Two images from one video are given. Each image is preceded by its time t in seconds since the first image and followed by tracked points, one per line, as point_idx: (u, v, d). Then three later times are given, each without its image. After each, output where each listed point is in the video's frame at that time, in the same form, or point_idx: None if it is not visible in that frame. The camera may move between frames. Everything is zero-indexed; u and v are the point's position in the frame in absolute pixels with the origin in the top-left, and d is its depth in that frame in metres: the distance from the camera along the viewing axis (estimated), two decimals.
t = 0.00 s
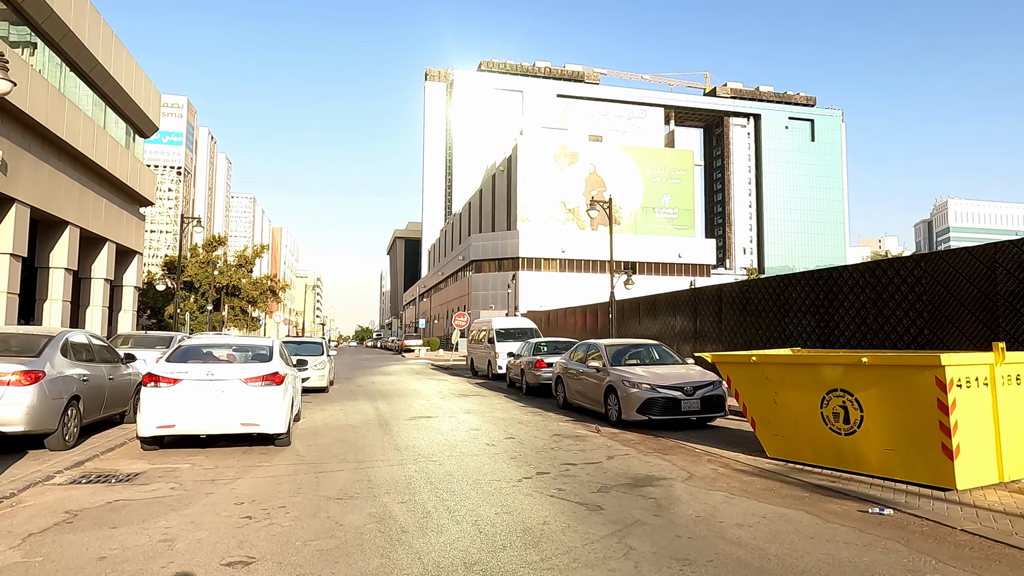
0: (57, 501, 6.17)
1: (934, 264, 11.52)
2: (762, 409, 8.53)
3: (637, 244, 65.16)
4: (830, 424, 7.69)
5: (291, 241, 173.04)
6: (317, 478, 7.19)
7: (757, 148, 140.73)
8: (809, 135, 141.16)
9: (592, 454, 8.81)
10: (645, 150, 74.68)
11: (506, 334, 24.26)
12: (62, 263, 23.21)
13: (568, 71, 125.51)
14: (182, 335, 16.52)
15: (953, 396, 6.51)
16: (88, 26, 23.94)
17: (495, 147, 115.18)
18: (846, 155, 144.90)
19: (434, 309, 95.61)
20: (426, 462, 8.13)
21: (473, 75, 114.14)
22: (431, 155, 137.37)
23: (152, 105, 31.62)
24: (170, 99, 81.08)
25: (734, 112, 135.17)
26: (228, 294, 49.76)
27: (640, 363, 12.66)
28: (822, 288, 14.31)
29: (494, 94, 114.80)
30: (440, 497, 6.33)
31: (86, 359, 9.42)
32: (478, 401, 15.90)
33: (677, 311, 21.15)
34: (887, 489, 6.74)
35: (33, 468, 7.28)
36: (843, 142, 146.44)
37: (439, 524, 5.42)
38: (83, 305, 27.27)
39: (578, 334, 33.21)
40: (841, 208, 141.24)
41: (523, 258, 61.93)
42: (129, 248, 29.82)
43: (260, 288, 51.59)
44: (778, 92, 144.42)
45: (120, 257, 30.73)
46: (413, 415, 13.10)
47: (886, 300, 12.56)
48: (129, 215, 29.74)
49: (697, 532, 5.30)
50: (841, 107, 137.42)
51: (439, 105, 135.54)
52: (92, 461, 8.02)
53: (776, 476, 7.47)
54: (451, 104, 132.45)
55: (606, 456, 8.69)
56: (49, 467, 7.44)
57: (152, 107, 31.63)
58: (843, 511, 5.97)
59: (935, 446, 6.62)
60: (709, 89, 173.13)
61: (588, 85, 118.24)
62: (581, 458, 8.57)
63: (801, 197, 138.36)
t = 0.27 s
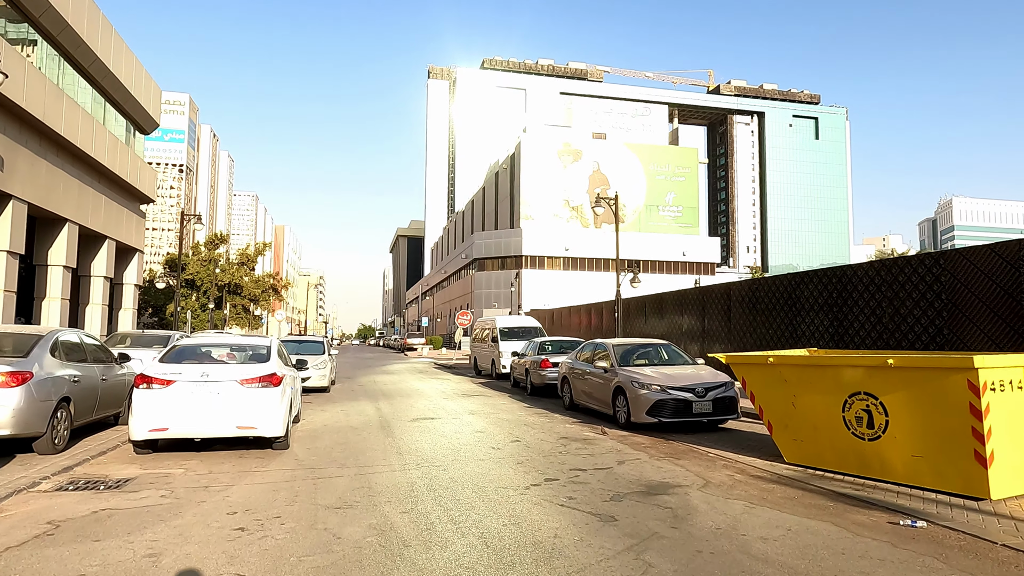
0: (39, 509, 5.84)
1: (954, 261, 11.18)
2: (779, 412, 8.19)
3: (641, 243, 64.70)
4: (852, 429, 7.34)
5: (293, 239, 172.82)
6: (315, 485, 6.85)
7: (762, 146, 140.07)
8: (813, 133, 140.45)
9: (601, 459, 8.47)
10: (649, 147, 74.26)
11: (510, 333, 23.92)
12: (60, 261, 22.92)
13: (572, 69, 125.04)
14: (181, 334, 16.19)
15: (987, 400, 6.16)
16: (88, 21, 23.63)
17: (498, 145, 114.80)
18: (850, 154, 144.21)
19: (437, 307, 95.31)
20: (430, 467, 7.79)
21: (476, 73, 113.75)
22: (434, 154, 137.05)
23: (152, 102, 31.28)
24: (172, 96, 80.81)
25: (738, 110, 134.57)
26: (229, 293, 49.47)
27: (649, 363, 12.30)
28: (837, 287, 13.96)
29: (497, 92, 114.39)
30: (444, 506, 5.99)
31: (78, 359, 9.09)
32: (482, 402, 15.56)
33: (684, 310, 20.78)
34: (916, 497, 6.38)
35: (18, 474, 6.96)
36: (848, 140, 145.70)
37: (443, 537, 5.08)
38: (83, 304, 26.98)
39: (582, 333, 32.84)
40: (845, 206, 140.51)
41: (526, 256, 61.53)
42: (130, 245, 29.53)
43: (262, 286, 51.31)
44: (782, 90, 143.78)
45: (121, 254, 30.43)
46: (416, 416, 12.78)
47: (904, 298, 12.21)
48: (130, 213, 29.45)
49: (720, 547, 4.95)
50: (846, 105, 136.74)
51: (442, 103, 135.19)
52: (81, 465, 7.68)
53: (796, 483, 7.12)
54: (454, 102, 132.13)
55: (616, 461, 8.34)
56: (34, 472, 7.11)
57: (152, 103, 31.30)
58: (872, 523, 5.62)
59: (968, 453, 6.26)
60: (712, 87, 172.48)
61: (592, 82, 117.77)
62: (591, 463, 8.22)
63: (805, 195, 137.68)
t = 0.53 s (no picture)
0: (17, 513, 5.50)
1: (975, 257, 10.78)
2: (798, 412, 7.81)
3: (644, 241, 64.28)
4: (877, 430, 6.96)
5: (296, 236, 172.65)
6: (311, 489, 6.50)
7: (766, 144, 139.44)
8: (817, 130, 139.79)
9: (610, 461, 8.11)
10: (653, 144, 73.86)
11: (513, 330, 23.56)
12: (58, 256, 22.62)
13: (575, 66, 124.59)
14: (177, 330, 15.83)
15: None
16: (86, 13, 23.27)
17: (500, 143, 114.42)
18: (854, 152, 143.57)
19: (439, 305, 95.00)
20: (433, 469, 7.45)
21: (479, 71, 113.33)
22: (436, 151, 136.72)
23: (152, 96, 30.94)
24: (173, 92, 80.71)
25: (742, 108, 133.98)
26: (231, 290, 49.21)
27: (658, 361, 11.93)
28: (851, 284, 13.60)
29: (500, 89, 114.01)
30: (446, 512, 5.63)
31: (66, 355, 8.75)
32: (485, 400, 15.21)
33: (691, 307, 20.38)
34: (947, 504, 6.01)
35: None
36: (852, 138, 144.97)
37: (445, 547, 4.71)
38: (81, 299, 26.65)
39: (586, 331, 32.47)
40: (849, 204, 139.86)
41: (529, 254, 61.16)
42: (129, 240, 29.22)
43: (263, 283, 51.06)
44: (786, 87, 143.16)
45: (120, 250, 30.14)
46: (417, 415, 12.42)
47: (922, 294, 11.82)
48: (129, 208, 29.14)
49: (745, 559, 4.58)
50: (851, 103, 136.00)
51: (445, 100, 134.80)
52: (67, 466, 7.33)
53: (818, 488, 6.75)
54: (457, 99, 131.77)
55: (627, 463, 7.96)
56: (16, 473, 6.76)
57: (152, 97, 30.96)
58: (904, 531, 5.25)
59: (1004, 458, 5.88)
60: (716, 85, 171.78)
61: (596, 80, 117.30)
62: (600, 465, 7.86)
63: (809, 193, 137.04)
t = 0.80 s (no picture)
0: None
1: (994, 253, 10.39)
2: (816, 415, 7.45)
3: (646, 237, 63.85)
4: (901, 434, 6.60)
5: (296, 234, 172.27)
6: (303, 497, 6.14)
7: (767, 141, 138.95)
8: (819, 127, 139.28)
9: (618, 466, 7.75)
10: (655, 141, 73.48)
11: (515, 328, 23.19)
12: (52, 252, 22.25)
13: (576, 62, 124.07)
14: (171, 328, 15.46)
15: None
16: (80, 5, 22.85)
17: (501, 139, 113.98)
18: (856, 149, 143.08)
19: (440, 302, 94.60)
20: (433, 475, 7.09)
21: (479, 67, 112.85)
22: (437, 148, 136.25)
23: (148, 89, 30.53)
24: (172, 88, 80.40)
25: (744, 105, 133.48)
26: (230, 286, 48.85)
27: (664, 360, 11.57)
28: (863, 280, 13.20)
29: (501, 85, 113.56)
30: (446, 523, 5.27)
31: (50, 353, 8.39)
32: (486, 400, 14.86)
33: (696, 305, 19.98)
34: (981, 514, 5.64)
35: None
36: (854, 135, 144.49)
37: (446, 565, 4.34)
38: (76, 296, 26.29)
39: (588, 329, 32.10)
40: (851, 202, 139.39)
41: (530, 250, 60.76)
42: (126, 237, 28.86)
43: (262, 279, 50.71)
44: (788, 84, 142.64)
45: (117, 246, 29.79)
46: (417, 416, 12.06)
47: (939, 291, 11.42)
48: (126, 203, 28.75)
49: None
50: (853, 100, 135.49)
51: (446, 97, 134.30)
52: (48, 471, 6.97)
53: (840, 496, 6.39)
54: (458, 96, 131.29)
55: (636, 468, 7.60)
56: None
57: (148, 91, 30.54)
58: (939, 545, 4.89)
59: None
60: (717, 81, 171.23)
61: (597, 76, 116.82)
62: (608, 470, 7.50)
63: (811, 190, 136.55)
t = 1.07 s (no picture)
0: None
1: (1014, 244, 10.03)
2: (834, 414, 7.09)
3: (645, 234, 63.47)
4: (926, 434, 6.25)
5: (293, 231, 171.66)
6: (293, 502, 5.76)
7: (766, 138, 138.72)
8: (817, 124, 139.05)
9: (626, 467, 7.40)
10: (654, 137, 73.16)
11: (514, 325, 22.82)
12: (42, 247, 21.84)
13: (575, 59, 123.72)
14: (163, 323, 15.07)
15: None
16: None
17: (499, 136, 113.52)
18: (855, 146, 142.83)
19: (438, 300, 94.19)
20: (432, 477, 6.72)
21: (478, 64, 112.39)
22: (435, 145, 135.81)
23: (142, 83, 30.05)
24: (167, 83, 79.81)
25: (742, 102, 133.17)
26: (226, 283, 48.48)
27: (669, 357, 11.22)
28: (876, 274, 12.84)
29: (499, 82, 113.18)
30: (446, 531, 4.90)
31: (28, 350, 7.98)
32: (486, 398, 14.48)
33: (700, 300, 19.62)
34: (1016, 521, 5.28)
35: None
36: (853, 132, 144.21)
37: None
38: (68, 293, 25.85)
39: (588, 326, 31.74)
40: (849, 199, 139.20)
41: (528, 247, 60.39)
42: (119, 233, 28.42)
43: (259, 276, 50.30)
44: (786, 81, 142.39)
45: (110, 242, 29.34)
46: (416, 415, 11.69)
47: (955, 286, 11.07)
48: (119, 199, 28.33)
49: None
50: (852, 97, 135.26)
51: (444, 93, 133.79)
52: (24, 474, 6.58)
53: (863, 500, 6.02)
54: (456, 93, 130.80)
55: (645, 469, 7.23)
56: None
57: (142, 85, 30.06)
58: (976, 555, 4.54)
59: None
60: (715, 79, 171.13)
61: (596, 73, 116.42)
62: (616, 471, 7.13)
63: (809, 188, 136.36)
